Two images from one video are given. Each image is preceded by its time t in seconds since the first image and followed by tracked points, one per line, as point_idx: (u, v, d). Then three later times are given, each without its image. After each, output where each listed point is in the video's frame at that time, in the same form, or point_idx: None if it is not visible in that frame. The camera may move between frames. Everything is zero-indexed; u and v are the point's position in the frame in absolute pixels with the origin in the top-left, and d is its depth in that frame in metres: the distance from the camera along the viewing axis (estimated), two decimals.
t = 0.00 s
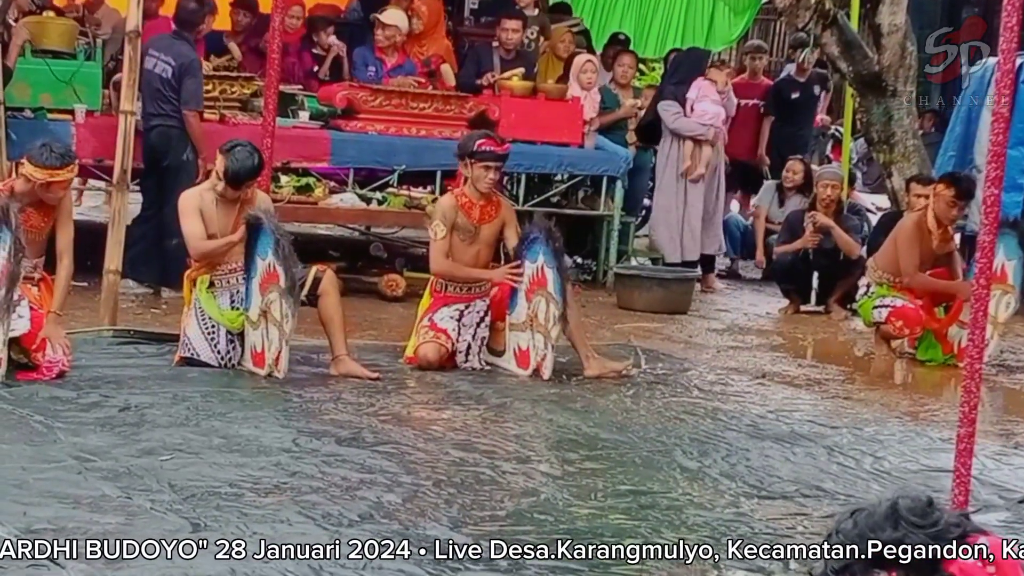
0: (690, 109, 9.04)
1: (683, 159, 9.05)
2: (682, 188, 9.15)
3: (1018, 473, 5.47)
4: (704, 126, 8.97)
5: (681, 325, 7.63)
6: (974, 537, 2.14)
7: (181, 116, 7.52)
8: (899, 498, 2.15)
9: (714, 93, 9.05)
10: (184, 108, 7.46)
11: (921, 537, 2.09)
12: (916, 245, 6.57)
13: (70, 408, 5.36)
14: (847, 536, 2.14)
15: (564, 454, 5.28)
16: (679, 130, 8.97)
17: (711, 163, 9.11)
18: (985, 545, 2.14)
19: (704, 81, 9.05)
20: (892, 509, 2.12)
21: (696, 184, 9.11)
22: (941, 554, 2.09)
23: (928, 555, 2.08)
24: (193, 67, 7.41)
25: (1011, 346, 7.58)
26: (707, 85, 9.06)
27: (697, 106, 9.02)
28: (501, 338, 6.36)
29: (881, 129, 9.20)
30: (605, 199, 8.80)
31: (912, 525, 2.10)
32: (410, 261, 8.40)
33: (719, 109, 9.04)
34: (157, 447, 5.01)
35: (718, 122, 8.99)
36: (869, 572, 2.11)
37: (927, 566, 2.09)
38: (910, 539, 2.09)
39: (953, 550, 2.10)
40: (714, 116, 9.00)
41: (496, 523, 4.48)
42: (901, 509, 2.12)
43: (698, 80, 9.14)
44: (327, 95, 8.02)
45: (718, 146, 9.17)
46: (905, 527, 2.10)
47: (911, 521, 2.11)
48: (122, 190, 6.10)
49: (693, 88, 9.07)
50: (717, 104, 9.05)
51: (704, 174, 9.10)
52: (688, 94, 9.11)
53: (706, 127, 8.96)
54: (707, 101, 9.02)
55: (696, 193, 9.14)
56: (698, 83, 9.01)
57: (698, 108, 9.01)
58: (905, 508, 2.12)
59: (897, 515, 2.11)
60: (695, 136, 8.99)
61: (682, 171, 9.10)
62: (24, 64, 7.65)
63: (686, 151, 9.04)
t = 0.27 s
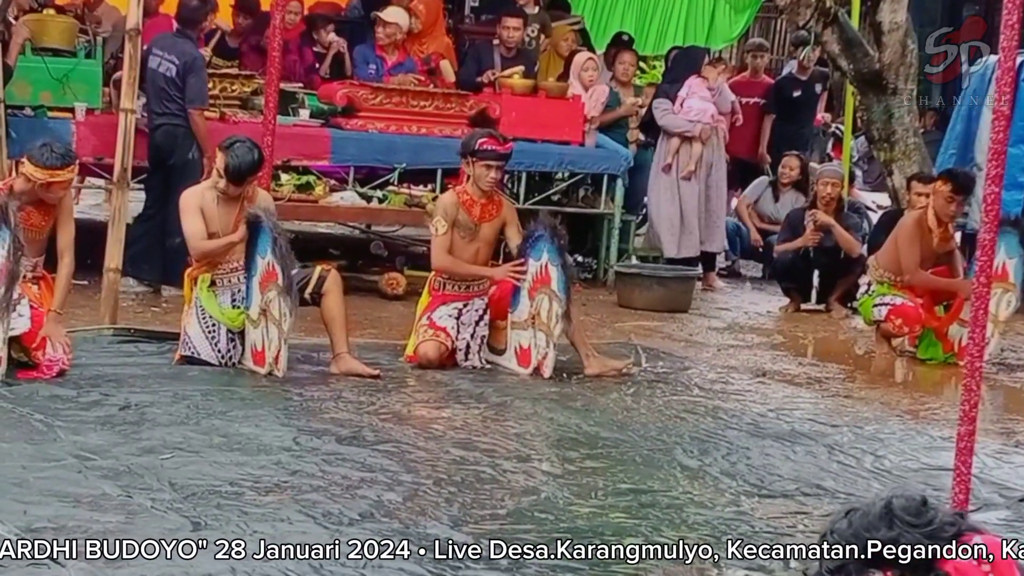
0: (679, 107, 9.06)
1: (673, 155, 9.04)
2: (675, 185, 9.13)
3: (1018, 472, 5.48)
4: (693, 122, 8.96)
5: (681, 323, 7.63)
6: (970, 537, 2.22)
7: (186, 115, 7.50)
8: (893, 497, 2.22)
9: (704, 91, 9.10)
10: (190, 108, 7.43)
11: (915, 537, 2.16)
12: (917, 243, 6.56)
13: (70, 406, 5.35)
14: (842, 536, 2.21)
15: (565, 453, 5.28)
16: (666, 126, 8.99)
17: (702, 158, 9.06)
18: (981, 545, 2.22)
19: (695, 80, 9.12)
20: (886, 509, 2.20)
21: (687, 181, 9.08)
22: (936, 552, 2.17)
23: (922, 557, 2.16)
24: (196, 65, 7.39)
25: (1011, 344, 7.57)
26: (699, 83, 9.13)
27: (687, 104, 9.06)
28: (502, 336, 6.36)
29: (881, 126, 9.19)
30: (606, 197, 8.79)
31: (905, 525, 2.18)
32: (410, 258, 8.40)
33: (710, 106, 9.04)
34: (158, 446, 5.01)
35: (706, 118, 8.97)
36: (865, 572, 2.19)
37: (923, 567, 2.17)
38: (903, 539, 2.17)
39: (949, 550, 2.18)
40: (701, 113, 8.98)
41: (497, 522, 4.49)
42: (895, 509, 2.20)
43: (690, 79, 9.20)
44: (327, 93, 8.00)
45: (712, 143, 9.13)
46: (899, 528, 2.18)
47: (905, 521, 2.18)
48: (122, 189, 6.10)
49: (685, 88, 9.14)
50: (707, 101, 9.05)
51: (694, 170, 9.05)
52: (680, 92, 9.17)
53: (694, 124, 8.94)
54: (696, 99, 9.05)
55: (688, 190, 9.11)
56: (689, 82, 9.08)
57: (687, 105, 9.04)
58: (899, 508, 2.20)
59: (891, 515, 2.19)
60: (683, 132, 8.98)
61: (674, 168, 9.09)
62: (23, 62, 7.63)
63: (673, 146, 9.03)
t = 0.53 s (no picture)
0: (681, 104, 9.11)
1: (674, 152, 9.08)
2: (673, 182, 9.17)
3: (1018, 469, 5.48)
4: (696, 119, 9.03)
5: (680, 321, 7.62)
6: (968, 534, 1.97)
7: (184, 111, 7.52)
8: (888, 493, 1.97)
9: (705, 87, 9.13)
10: (189, 103, 7.45)
11: (914, 538, 1.93)
12: (917, 240, 6.55)
13: (70, 404, 5.35)
14: (835, 536, 1.96)
15: (564, 450, 5.27)
16: (669, 123, 9.03)
17: (704, 156, 9.11)
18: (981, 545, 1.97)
19: (696, 76, 9.15)
20: (881, 508, 1.96)
21: (688, 178, 9.12)
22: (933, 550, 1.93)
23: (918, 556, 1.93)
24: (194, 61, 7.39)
25: (1011, 342, 7.58)
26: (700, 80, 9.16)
27: (688, 101, 9.11)
28: (502, 333, 6.32)
29: (881, 124, 9.20)
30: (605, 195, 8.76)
31: (901, 522, 1.95)
32: (410, 256, 8.40)
33: (710, 103, 9.11)
34: (158, 443, 5.00)
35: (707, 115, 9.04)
36: (861, 572, 1.95)
37: (920, 569, 1.94)
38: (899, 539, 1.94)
39: (949, 550, 1.94)
40: (704, 109, 9.07)
41: (496, 519, 4.48)
42: (891, 506, 1.95)
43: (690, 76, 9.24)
44: (327, 91, 7.98)
45: (714, 140, 9.15)
46: (895, 525, 1.95)
47: (901, 519, 1.95)
48: (122, 186, 6.10)
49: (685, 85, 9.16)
50: (709, 97, 9.12)
51: (697, 167, 9.11)
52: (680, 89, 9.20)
53: (696, 120, 9.01)
54: (698, 96, 9.11)
55: (688, 187, 9.15)
56: (690, 78, 9.12)
57: (689, 103, 9.10)
58: (893, 504, 1.95)
59: (887, 513, 1.95)
60: (685, 129, 9.03)
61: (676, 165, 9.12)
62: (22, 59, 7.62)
63: (675, 144, 9.08)
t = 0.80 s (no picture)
0: (683, 101, 9.07)
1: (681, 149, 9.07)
2: (678, 179, 9.17)
3: (1016, 465, 5.48)
4: (702, 116, 9.01)
5: (680, 317, 7.63)
6: (965, 533, 2.15)
7: (177, 106, 7.52)
8: (887, 494, 2.16)
9: (706, 84, 9.10)
10: (183, 98, 7.46)
11: (911, 537, 2.11)
12: (914, 237, 6.54)
13: (69, 400, 5.36)
14: (836, 536, 2.16)
15: (563, 446, 5.28)
16: (674, 122, 9.00)
17: (710, 151, 9.14)
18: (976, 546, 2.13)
19: (696, 73, 9.09)
20: (880, 507, 2.15)
21: (693, 175, 9.13)
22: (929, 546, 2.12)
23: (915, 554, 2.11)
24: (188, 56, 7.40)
25: (1010, 337, 7.58)
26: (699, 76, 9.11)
27: (691, 97, 9.06)
28: (500, 330, 6.32)
29: (880, 120, 9.20)
30: (604, 191, 8.75)
31: (899, 522, 2.12)
32: (409, 252, 8.40)
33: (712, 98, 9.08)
34: (156, 440, 5.01)
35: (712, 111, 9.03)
36: (860, 571, 2.14)
37: (918, 567, 2.12)
38: (898, 538, 2.11)
39: (945, 549, 2.11)
40: (708, 106, 9.03)
41: (495, 515, 4.49)
42: (889, 506, 2.14)
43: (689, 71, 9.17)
44: (325, 87, 7.98)
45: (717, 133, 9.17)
46: (894, 525, 2.12)
47: (900, 520, 2.12)
48: (121, 182, 6.10)
49: (684, 81, 9.11)
50: (711, 94, 9.09)
51: (702, 164, 9.11)
52: (681, 85, 9.14)
53: (702, 117, 8.99)
54: (700, 92, 9.07)
55: (696, 183, 9.17)
56: (690, 75, 9.05)
57: (692, 100, 9.05)
58: (892, 505, 2.14)
59: (885, 513, 2.13)
60: (690, 126, 9.01)
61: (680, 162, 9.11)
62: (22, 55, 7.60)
63: (680, 142, 9.07)
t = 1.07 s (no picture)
0: (681, 96, 9.10)
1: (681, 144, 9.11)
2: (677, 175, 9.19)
3: (1013, 461, 5.48)
4: (701, 109, 9.03)
5: (677, 313, 7.62)
6: (964, 529, 1.96)
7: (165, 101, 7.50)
8: (885, 490, 1.98)
9: (702, 77, 9.13)
10: (171, 92, 7.44)
11: (910, 532, 1.93)
12: (911, 232, 6.55)
13: (67, 396, 5.36)
14: (834, 535, 1.98)
15: (560, 442, 5.28)
16: (673, 117, 9.02)
17: (710, 145, 9.18)
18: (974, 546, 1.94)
19: (691, 67, 9.14)
20: (879, 503, 1.97)
21: (693, 169, 9.16)
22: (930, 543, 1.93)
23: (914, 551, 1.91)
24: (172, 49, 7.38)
25: (1008, 333, 7.58)
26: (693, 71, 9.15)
27: (689, 91, 9.09)
28: (498, 326, 6.34)
29: (877, 116, 9.20)
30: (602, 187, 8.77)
31: (898, 518, 1.95)
32: (407, 249, 8.41)
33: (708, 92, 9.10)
34: (154, 435, 5.02)
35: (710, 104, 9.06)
36: (860, 571, 1.95)
37: (916, 566, 1.92)
38: (897, 535, 1.93)
39: (942, 548, 1.93)
40: (706, 99, 9.08)
41: (491, 511, 4.48)
42: (887, 503, 1.96)
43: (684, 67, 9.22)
44: (324, 83, 8.00)
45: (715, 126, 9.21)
46: (892, 521, 1.94)
47: (898, 515, 1.95)
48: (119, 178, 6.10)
49: (681, 76, 9.15)
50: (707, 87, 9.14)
51: (702, 159, 9.15)
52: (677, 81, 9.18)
53: (701, 111, 9.01)
54: (697, 86, 9.11)
55: (698, 178, 9.19)
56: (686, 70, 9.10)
57: (689, 94, 9.09)
58: (890, 501, 1.96)
59: (883, 510, 1.96)
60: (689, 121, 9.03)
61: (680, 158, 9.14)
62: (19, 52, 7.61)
63: (680, 137, 9.10)
